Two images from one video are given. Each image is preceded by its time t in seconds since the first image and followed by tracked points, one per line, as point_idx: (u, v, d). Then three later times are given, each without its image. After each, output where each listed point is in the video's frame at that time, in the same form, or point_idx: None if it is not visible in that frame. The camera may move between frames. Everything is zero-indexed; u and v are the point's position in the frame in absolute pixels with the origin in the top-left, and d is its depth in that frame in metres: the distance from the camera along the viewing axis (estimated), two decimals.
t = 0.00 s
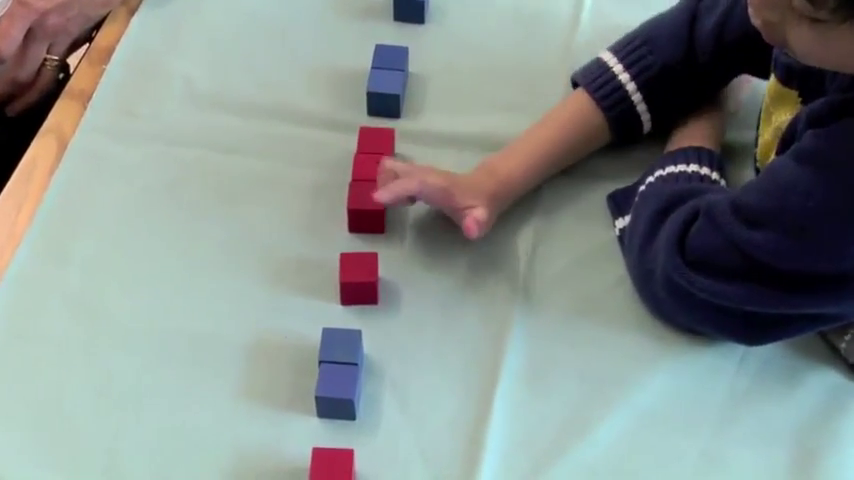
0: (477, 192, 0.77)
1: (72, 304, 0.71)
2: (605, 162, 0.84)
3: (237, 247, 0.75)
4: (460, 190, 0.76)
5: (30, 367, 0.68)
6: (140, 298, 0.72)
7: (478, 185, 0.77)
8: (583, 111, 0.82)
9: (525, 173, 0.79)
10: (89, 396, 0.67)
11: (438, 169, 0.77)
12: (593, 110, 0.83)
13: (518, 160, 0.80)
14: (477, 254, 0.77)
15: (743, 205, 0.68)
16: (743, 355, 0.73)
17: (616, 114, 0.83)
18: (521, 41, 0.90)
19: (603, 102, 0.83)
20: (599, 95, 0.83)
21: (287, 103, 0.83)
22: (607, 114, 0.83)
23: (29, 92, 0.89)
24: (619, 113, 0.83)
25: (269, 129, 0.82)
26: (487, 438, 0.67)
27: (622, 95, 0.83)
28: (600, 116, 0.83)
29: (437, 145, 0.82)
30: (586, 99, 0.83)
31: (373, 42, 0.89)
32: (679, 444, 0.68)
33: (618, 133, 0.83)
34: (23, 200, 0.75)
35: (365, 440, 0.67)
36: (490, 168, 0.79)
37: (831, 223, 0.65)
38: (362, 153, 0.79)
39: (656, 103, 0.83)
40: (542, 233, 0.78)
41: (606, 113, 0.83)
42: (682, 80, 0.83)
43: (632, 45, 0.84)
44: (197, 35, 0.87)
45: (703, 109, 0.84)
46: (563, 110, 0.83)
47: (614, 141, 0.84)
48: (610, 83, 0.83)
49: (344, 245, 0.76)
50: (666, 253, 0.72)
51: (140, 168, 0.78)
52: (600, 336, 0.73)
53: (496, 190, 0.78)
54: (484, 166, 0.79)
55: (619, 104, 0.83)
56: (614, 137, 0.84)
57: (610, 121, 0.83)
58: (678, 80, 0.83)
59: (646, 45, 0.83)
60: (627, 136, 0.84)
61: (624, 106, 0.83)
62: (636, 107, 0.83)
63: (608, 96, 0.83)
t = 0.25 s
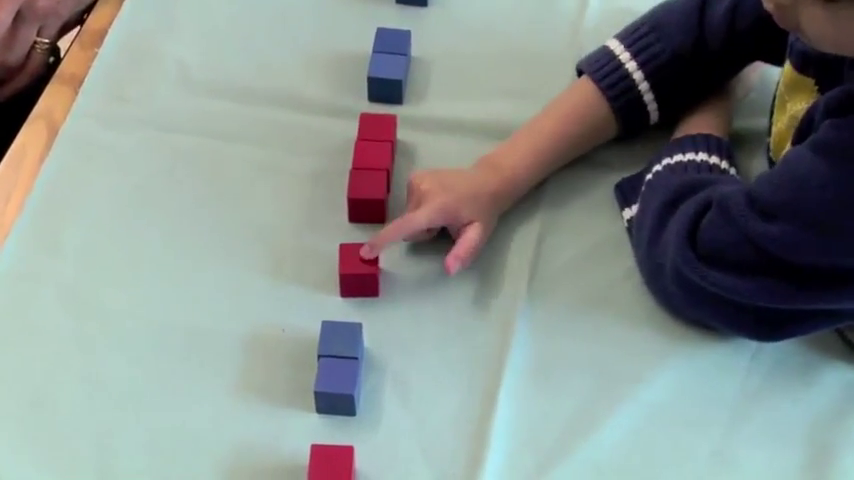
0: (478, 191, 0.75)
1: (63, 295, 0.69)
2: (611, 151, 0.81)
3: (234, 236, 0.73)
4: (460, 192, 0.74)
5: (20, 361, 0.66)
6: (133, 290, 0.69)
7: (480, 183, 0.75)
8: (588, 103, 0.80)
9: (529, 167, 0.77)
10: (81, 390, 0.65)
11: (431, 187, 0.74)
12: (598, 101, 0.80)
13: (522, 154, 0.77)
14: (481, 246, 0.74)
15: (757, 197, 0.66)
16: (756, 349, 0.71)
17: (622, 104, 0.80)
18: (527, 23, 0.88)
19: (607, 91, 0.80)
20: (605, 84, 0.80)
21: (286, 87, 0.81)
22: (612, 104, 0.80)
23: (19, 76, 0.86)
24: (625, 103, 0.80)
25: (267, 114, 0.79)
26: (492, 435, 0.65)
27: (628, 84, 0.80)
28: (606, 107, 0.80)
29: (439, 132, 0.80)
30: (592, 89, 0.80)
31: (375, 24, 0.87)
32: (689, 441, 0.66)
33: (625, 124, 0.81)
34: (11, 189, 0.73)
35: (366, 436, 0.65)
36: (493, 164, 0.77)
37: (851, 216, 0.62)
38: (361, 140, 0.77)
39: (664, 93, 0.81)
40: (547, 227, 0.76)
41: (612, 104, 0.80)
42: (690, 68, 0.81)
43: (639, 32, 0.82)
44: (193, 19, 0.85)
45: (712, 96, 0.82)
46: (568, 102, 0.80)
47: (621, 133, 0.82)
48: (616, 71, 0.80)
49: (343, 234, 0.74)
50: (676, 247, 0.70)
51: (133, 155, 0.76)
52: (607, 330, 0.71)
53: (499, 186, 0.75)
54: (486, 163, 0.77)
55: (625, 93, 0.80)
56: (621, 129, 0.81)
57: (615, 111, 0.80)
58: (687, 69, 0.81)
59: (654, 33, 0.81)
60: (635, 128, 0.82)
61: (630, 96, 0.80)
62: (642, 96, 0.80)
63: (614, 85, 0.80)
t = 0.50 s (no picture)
0: (481, 178, 0.72)
1: (50, 288, 0.66)
2: (618, 139, 0.79)
3: (228, 226, 0.70)
4: (464, 179, 0.72)
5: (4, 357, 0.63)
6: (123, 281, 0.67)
7: (484, 171, 0.73)
8: (594, 89, 0.77)
9: (534, 156, 0.74)
10: (69, 385, 0.63)
11: (437, 172, 0.72)
12: (605, 86, 0.77)
13: (526, 142, 0.75)
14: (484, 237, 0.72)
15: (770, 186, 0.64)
16: (769, 343, 0.68)
17: (629, 89, 0.77)
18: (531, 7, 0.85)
19: (614, 76, 0.77)
20: (611, 68, 0.77)
21: (282, 72, 0.78)
22: (619, 89, 0.77)
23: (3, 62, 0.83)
24: (633, 89, 0.78)
25: (263, 100, 0.77)
26: (495, 432, 0.63)
27: (636, 69, 0.78)
28: (612, 93, 0.77)
29: (441, 119, 0.77)
30: (597, 73, 0.78)
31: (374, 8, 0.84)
32: (700, 439, 0.63)
33: (632, 111, 0.78)
34: None
35: (365, 434, 0.63)
36: (496, 152, 0.74)
37: None
38: (360, 127, 0.74)
39: (672, 78, 0.78)
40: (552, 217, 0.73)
41: (618, 90, 0.77)
42: (700, 53, 0.78)
43: (646, 14, 0.79)
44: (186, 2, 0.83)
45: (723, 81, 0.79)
46: (573, 88, 0.77)
47: (628, 121, 0.79)
48: (623, 55, 0.78)
49: (342, 223, 0.71)
50: (686, 238, 0.67)
51: (124, 143, 0.73)
52: (614, 324, 0.68)
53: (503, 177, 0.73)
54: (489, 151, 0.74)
55: (632, 78, 0.78)
56: (628, 116, 0.79)
57: (622, 97, 0.77)
58: (696, 53, 0.78)
59: (662, 15, 0.78)
60: (642, 115, 0.79)
61: (638, 80, 0.78)
62: (650, 81, 0.78)
63: (621, 69, 0.77)
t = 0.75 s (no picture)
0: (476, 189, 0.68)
1: (36, 279, 0.64)
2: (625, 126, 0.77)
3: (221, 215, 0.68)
4: (461, 186, 0.68)
5: None
6: (112, 272, 0.65)
7: (480, 179, 0.69)
8: (594, 92, 0.73)
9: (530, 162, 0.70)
10: (55, 379, 0.60)
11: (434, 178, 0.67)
12: (602, 87, 0.73)
13: (525, 148, 0.71)
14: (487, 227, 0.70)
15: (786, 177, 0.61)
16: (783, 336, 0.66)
17: (627, 89, 0.73)
18: None
19: (612, 76, 0.73)
20: (608, 66, 0.73)
21: (278, 56, 0.76)
22: (616, 90, 0.73)
23: None
24: (632, 89, 0.73)
25: (258, 85, 0.74)
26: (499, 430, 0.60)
27: (634, 67, 0.73)
28: (610, 95, 0.73)
29: (442, 105, 0.75)
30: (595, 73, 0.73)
31: None
32: (711, 437, 0.61)
33: (634, 113, 0.75)
34: None
35: (363, 431, 0.60)
36: (491, 160, 0.70)
37: None
38: (359, 113, 0.71)
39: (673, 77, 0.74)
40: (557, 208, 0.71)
41: (616, 90, 0.73)
42: (700, 49, 0.74)
43: (643, 11, 0.74)
44: None
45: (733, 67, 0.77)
46: (574, 88, 0.73)
47: (629, 122, 0.75)
48: (620, 52, 0.73)
49: (339, 212, 0.69)
50: (697, 228, 0.64)
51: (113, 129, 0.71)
52: (621, 316, 0.66)
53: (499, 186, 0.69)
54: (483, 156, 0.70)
55: (630, 76, 0.73)
56: (629, 118, 0.74)
57: (620, 98, 0.73)
58: (696, 50, 0.74)
59: (659, 11, 0.74)
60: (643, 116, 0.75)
61: (637, 78, 0.73)
62: (649, 80, 0.74)
63: (618, 68, 0.73)
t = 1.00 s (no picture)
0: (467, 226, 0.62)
1: (23, 260, 0.62)
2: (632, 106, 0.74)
3: (214, 196, 0.66)
4: (451, 233, 0.61)
5: None
6: (100, 254, 0.62)
7: (470, 224, 0.63)
8: (588, 116, 0.68)
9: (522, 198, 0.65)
10: (42, 365, 0.58)
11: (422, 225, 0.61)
12: (596, 107, 0.68)
13: (518, 179, 0.65)
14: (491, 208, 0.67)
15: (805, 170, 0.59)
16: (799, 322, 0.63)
17: (623, 109, 0.68)
18: None
19: (605, 95, 0.68)
20: (599, 84, 0.68)
21: (274, 32, 0.74)
22: (611, 109, 0.68)
23: None
24: (628, 108, 0.68)
25: (253, 63, 0.72)
26: (501, 420, 0.58)
27: (626, 85, 0.68)
28: (605, 116, 0.68)
29: (443, 82, 0.72)
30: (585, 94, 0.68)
31: None
32: (722, 427, 0.59)
33: (630, 138, 0.69)
34: None
35: (361, 422, 0.58)
36: (482, 193, 0.65)
37: None
38: (359, 92, 0.69)
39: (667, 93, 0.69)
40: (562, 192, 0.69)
41: (611, 109, 0.68)
42: (695, 62, 0.69)
43: (630, 26, 0.70)
44: None
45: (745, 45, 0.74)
46: (569, 108, 0.68)
47: (624, 148, 0.70)
48: (610, 69, 0.68)
49: (337, 193, 0.67)
50: (707, 218, 0.62)
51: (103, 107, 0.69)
52: (629, 301, 0.63)
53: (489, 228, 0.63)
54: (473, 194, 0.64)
55: (624, 95, 0.68)
56: (625, 141, 0.69)
57: (616, 119, 0.68)
58: (691, 63, 0.69)
59: (649, 25, 0.69)
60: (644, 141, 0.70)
61: (631, 97, 0.68)
62: (644, 98, 0.69)
63: (611, 87, 0.68)
